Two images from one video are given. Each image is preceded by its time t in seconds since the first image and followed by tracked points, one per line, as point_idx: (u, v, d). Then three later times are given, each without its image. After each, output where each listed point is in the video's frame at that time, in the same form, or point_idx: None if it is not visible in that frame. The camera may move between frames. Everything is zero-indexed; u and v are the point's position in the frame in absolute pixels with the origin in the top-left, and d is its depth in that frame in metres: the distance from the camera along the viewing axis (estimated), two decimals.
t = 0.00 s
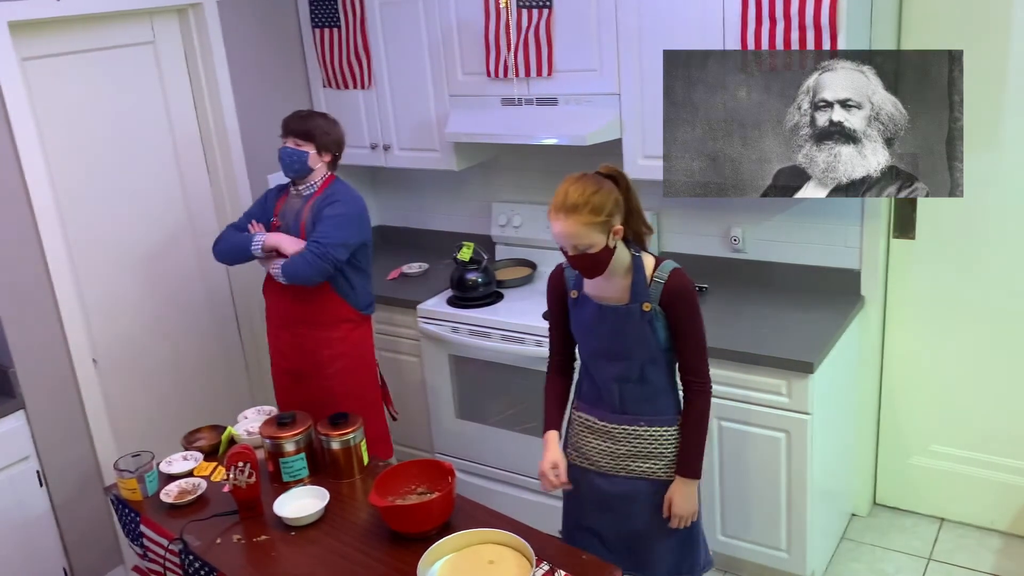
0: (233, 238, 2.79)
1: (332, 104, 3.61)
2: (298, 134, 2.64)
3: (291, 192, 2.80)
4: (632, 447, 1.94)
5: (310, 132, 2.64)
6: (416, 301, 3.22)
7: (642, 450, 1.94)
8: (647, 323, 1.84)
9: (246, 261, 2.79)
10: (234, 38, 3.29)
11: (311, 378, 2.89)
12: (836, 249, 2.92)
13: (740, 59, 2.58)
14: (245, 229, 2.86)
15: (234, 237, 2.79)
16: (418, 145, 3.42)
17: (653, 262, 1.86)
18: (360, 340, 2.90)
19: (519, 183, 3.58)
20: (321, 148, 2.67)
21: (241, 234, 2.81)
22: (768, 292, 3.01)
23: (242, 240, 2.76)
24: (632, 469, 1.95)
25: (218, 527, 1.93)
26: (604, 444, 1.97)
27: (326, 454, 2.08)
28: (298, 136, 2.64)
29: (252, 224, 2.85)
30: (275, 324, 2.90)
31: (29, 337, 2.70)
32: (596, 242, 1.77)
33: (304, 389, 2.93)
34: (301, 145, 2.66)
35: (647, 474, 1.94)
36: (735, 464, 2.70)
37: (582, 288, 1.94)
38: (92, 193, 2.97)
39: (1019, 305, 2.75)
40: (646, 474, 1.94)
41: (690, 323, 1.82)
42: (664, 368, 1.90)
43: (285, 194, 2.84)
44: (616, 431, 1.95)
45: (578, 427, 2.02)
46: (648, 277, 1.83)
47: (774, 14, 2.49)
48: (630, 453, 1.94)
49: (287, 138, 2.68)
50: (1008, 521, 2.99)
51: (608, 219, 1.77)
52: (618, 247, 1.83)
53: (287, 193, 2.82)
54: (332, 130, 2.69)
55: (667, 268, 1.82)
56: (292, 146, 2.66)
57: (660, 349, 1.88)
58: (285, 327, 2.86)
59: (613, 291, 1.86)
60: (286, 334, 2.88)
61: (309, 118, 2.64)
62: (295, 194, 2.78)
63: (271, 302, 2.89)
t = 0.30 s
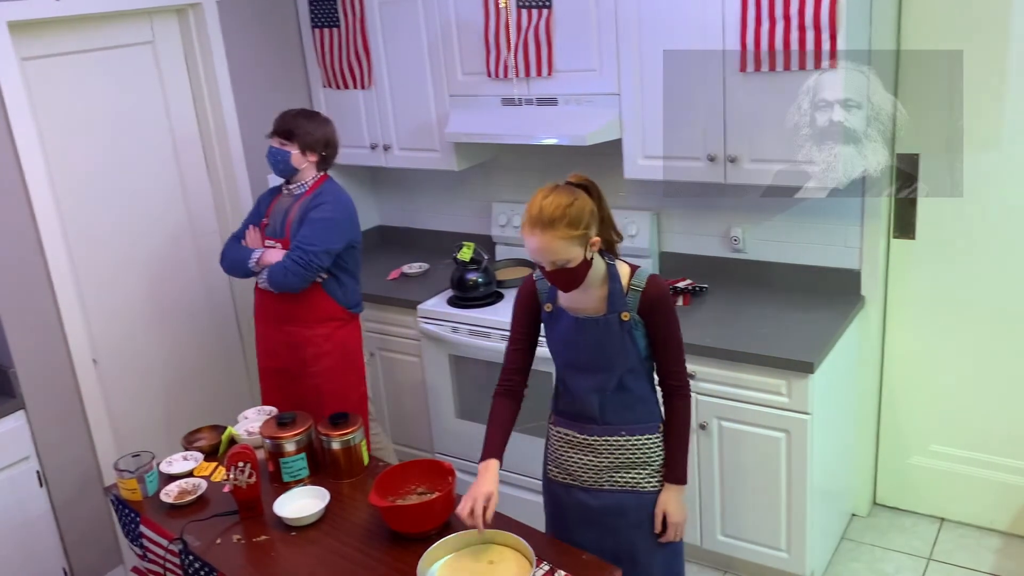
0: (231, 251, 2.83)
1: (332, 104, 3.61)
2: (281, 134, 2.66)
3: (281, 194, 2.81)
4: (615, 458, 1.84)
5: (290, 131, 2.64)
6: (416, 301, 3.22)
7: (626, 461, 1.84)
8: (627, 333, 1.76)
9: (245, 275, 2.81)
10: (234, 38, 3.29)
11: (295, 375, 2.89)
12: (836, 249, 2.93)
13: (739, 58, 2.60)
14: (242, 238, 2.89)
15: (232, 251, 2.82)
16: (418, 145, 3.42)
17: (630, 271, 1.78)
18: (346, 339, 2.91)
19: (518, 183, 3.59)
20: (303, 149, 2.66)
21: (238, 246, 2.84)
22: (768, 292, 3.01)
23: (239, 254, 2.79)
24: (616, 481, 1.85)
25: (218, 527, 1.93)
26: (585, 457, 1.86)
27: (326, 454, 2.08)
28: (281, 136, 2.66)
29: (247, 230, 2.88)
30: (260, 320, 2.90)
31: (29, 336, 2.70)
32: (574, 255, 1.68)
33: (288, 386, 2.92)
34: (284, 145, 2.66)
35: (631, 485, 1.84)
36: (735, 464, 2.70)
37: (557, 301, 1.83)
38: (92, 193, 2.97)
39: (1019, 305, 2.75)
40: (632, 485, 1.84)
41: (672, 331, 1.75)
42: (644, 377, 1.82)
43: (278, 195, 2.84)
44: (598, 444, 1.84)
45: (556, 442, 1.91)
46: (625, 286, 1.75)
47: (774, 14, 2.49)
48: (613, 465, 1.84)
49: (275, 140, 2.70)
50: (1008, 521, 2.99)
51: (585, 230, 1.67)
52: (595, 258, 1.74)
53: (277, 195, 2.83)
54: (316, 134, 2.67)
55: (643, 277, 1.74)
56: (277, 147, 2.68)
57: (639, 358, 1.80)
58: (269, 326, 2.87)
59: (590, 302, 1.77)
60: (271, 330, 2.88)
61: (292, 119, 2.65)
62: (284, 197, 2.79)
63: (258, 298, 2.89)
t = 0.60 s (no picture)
0: (225, 257, 2.80)
1: (332, 104, 3.61)
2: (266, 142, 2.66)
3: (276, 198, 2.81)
4: (612, 474, 1.82)
5: (271, 139, 2.65)
6: (416, 301, 3.21)
7: (623, 476, 1.81)
8: (624, 346, 1.73)
9: (241, 280, 2.79)
10: (234, 38, 3.29)
11: (288, 380, 2.89)
12: (836, 249, 2.93)
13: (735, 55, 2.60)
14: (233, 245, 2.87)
15: (226, 255, 2.80)
16: (417, 145, 3.42)
17: (628, 281, 1.75)
18: (339, 343, 2.91)
19: (518, 183, 3.58)
20: (287, 155, 2.66)
21: (231, 252, 2.82)
22: (768, 292, 3.01)
23: (235, 258, 2.77)
24: (613, 497, 1.83)
25: (219, 527, 1.93)
26: (582, 471, 1.84)
27: (327, 454, 2.08)
28: (264, 144, 2.67)
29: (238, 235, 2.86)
30: (255, 324, 2.90)
31: (29, 337, 2.69)
32: (571, 267, 1.63)
33: (282, 391, 2.93)
34: (268, 153, 2.67)
35: (630, 501, 1.82)
36: (736, 464, 2.70)
37: (554, 312, 1.81)
38: (92, 193, 2.96)
39: (1019, 305, 2.76)
40: (629, 501, 1.82)
41: (672, 344, 1.72)
42: (642, 390, 1.79)
43: (270, 200, 2.85)
44: (595, 459, 1.82)
45: (552, 456, 1.89)
46: (622, 297, 1.72)
47: (775, 14, 2.49)
48: (610, 480, 1.82)
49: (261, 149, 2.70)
50: (1008, 521, 3.00)
51: (581, 241, 1.62)
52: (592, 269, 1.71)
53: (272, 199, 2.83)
54: (298, 138, 2.66)
55: (642, 288, 1.71)
56: (263, 155, 2.69)
57: (637, 372, 1.77)
58: (264, 329, 2.87)
59: (588, 313, 1.75)
60: (265, 334, 2.88)
61: (273, 126, 2.65)
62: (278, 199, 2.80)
63: (253, 302, 2.88)
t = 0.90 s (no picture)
0: (222, 263, 2.78)
1: (333, 104, 3.62)
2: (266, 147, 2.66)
3: (269, 200, 2.81)
4: (613, 485, 1.80)
5: (270, 140, 2.65)
6: (416, 301, 3.22)
7: (624, 489, 1.80)
8: (627, 357, 1.71)
9: (241, 285, 2.77)
10: (235, 38, 3.29)
11: (292, 380, 2.90)
12: (836, 249, 2.93)
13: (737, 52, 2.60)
14: (225, 251, 2.85)
15: (223, 262, 2.77)
16: (418, 145, 3.43)
17: (637, 289, 1.72)
18: (338, 341, 2.92)
19: (519, 182, 3.59)
20: (286, 156, 2.68)
21: (227, 259, 2.80)
22: (767, 292, 3.01)
23: (234, 264, 2.75)
24: (614, 509, 1.81)
25: (218, 527, 1.93)
26: (583, 481, 1.84)
27: (326, 454, 2.08)
28: (261, 146, 2.66)
29: (230, 241, 2.84)
30: (253, 327, 2.89)
31: (29, 337, 2.70)
32: (574, 274, 1.62)
33: (286, 392, 2.94)
34: (265, 154, 2.67)
35: (630, 514, 1.80)
36: (735, 464, 2.70)
37: (562, 318, 1.79)
38: (92, 193, 2.97)
39: (1019, 305, 2.75)
40: (630, 513, 1.80)
41: (677, 356, 1.68)
42: (646, 403, 1.77)
43: (260, 203, 2.85)
44: (596, 469, 1.82)
45: (555, 463, 1.89)
46: (630, 306, 1.69)
47: (774, 14, 2.49)
48: (610, 491, 1.81)
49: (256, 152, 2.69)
50: (1008, 522, 2.99)
51: (586, 247, 1.61)
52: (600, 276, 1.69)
53: (265, 201, 2.83)
54: (293, 137, 2.68)
55: (650, 298, 1.68)
56: (258, 157, 2.68)
57: (641, 383, 1.75)
58: (264, 331, 2.87)
59: (596, 322, 1.73)
60: (265, 336, 2.87)
61: (270, 127, 2.66)
62: (272, 201, 2.80)
63: (250, 306, 2.87)
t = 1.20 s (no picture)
0: (225, 265, 2.76)
1: (333, 104, 3.62)
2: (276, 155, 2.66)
3: (270, 201, 2.82)
4: (615, 489, 1.80)
5: (282, 148, 2.65)
6: (416, 301, 3.22)
7: (626, 494, 1.80)
8: (630, 362, 1.70)
9: (245, 285, 2.76)
10: (234, 38, 3.29)
11: (299, 378, 2.91)
12: (836, 249, 2.93)
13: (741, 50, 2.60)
14: (224, 253, 2.84)
15: (226, 263, 2.76)
16: (418, 145, 3.43)
17: (643, 293, 1.72)
18: (343, 339, 2.94)
19: (519, 182, 3.58)
20: (296, 158, 2.71)
21: (229, 261, 2.78)
22: (767, 292, 3.01)
23: (238, 264, 2.74)
24: (615, 513, 1.81)
25: (217, 526, 1.93)
26: (586, 485, 1.84)
27: (326, 454, 2.08)
28: (273, 154, 2.66)
29: (230, 243, 2.83)
30: (256, 327, 2.89)
31: (29, 337, 2.70)
32: (581, 282, 1.62)
33: (292, 390, 2.95)
34: (277, 161, 2.68)
35: (632, 518, 1.80)
36: (735, 464, 2.69)
37: (567, 321, 1.79)
38: (92, 192, 2.97)
39: (1019, 305, 2.75)
40: (631, 518, 1.80)
41: (681, 361, 1.66)
42: (650, 408, 1.76)
43: (259, 204, 2.85)
44: (598, 473, 1.82)
45: (559, 466, 1.89)
46: (635, 311, 1.69)
47: (774, 14, 2.49)
48: (612, 496, 1.81)
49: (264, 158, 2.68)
50: (1008, 522, 2.99)
51: (594, 254, 1.61)
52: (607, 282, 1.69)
53: (266, 202, 2.84)
54: (299, 137, 2.69)
55: (656, 303, 1.67)
56: (269, 164, 2.68)
57: (645, 389, 1.74)
58: (268, 331, 2.87)
59: (602, 326, 1.72)
60: (270, 336, 2.87)
61: (279, 134, 2.64)
62: (273, 202, 2.81)
63: (252, 307, 2.86)
